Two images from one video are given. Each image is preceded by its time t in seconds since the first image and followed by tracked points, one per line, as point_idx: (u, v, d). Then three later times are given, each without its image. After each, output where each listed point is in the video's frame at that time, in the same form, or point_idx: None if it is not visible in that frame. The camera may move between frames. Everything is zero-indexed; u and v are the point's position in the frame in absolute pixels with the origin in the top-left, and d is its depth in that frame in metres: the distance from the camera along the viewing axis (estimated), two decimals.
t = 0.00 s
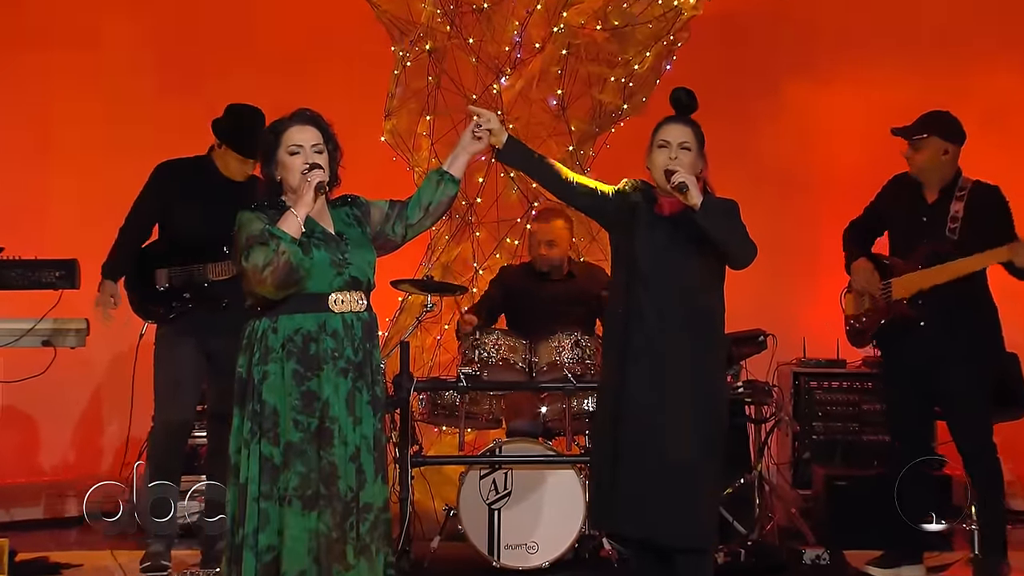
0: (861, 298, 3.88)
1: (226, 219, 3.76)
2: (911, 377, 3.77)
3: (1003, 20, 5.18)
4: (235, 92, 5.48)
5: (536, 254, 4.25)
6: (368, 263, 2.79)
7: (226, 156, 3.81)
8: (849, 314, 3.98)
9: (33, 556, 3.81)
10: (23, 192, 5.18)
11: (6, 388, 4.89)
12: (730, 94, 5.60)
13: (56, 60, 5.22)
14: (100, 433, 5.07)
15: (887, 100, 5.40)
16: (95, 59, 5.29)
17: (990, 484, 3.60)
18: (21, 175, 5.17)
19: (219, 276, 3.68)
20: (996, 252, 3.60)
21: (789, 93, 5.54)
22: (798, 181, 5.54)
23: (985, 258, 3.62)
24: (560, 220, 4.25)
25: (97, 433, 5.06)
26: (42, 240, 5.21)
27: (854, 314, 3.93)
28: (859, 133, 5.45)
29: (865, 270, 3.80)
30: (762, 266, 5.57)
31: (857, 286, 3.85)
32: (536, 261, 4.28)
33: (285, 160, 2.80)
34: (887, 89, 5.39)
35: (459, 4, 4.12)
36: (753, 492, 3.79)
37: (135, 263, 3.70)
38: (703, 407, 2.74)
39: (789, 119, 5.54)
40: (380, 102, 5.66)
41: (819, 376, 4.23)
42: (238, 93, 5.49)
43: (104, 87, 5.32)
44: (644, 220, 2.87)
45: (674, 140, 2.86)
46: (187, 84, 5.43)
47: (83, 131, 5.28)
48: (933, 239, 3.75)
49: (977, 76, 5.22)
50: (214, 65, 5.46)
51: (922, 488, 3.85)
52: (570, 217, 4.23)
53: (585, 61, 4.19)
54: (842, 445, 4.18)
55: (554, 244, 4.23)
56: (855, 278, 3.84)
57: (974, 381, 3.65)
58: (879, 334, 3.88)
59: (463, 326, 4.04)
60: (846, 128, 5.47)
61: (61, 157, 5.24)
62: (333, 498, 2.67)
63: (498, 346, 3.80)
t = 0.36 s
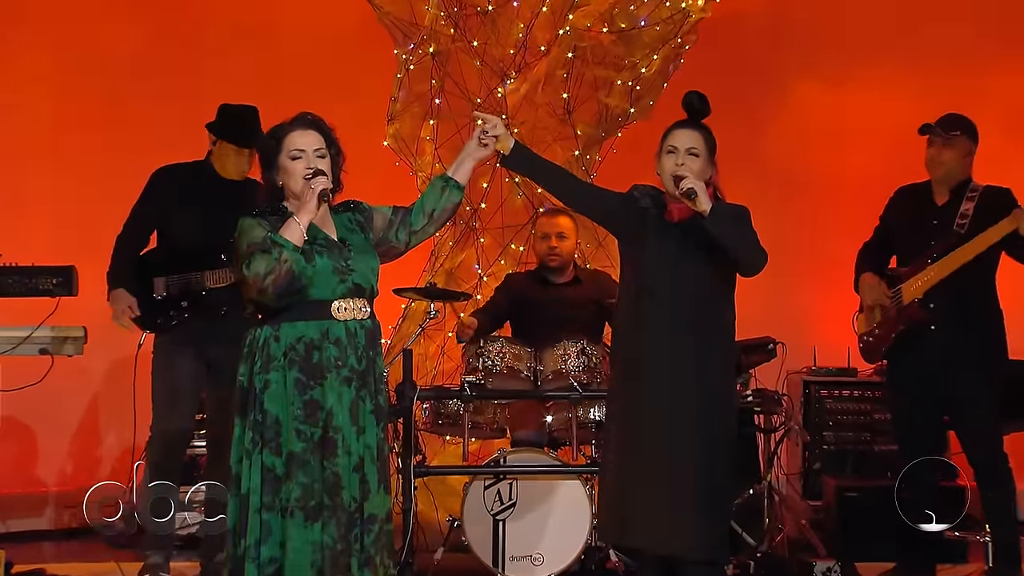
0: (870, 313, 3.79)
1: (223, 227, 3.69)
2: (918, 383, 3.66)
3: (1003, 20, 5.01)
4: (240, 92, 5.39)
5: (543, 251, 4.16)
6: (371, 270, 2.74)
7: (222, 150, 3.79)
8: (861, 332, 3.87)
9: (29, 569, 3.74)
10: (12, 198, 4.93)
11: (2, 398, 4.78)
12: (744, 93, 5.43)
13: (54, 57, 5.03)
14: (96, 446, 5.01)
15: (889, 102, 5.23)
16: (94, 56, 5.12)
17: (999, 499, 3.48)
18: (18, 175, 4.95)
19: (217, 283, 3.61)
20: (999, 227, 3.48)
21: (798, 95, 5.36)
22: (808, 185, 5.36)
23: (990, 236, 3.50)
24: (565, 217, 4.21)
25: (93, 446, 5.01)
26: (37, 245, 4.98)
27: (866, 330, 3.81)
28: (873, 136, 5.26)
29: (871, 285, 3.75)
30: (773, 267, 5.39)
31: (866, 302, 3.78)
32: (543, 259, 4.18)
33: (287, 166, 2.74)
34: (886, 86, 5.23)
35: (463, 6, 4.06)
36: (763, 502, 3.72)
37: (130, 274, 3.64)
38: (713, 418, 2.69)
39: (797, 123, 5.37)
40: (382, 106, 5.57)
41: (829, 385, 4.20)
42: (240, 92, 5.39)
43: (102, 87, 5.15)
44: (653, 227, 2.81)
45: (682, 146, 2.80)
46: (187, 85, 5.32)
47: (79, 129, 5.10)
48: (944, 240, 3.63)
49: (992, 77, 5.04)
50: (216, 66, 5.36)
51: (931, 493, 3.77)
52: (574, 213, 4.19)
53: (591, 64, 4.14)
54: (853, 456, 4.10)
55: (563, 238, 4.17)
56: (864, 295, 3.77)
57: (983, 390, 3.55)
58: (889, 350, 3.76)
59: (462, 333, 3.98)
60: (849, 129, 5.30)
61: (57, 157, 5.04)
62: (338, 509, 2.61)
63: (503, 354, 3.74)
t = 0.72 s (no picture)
0: (880, 321, 3.67)
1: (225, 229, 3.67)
2: (929, 392, 3.56)
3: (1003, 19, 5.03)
4: (241, 93, 5.26)
5: (552, 257, 4.13)
6: (373, 275, 2.67)
7: (206, 134, 3.85)
8: (868, 340, 3.76)
9: None
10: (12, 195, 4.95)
11: None
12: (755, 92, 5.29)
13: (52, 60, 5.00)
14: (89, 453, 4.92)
15: (889, 102, 5.17)
16: (93, 57, 5.05)
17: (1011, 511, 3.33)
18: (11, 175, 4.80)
19: (213, 288, 3.57)
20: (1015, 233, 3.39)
21: (809, 94, 5.25)
22: (816, 187, 5.25)
23: (1005, 242, 3.41)
24: (571, 221, 4.16)
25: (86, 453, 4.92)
26: (35, 248, 4.95)
27: (875, 338, 3.70)
28: (880, 138, 5.18)
29: (880, 292, 3.63)
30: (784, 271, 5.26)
31: (875, 310, 3.66)
32: (550, 265, 4.16)
33: (287, 170, 2.69)
34: (887, 87, 5.17)
35: (466, 6, 4.00)
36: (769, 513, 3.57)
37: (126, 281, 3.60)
38: (722, 426, 2.62)
39: (807, 131, 5.25)
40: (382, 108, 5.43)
41: (837, 392, 4.15)
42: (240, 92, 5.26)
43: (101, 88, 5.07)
44: (661, 233, 2.75)
45: (690, 150, 2.73)
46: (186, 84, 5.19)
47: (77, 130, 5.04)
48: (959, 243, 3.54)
49: (994, 77, 5.02)
50: (215, 67, 5.23)
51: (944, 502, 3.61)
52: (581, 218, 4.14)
53: (596, 66, 4.07)
54: (864, 465, 4.07)
55: (571, 243, 4.14)
56: (872, 302, 3.66)
57: (993, 398, 3.48)
58: (899, 357, 3.64)
59: (466, 337, 3.95)
60: (858, 132, 5.20)
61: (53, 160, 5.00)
62: (340, 519, 2.54)
63: (506, 361, 3.67)
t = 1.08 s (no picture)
0: (891, 323, 3.61)
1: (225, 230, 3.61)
2: (941, 395, 3.49)
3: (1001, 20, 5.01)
4: (241, 93, 5.14)
5: (556, 262, 4.03)
6: (375, 279, 2.61)
7: (199, 133, 3.77)
8: (880, 343, 3.71)
9: None
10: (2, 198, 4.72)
11: None
12: (762, 94, 5.21)
13: (48, 56, 4.80)
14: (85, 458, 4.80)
15: (887, 102, 5.11)
16: (89, 55, 4.88)
17: None
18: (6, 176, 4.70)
19: (211, 289, 3.51)
20: None
21: (819, 93, 5.17)
22: (826, 188, 5.15)
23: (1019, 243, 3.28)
24: (576, 224, 4.07)
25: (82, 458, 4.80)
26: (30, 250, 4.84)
27: (888, 341, 3.65)
28: (888, 137, 5.12)
29: (892, 294, 3.58)
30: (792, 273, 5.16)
31: (887, 312, 3.60)
32: (555, 270, 4.07)
33: (287, 171, 2.63)
34: (885, 87, 5.12)
35: (468, 4, 3.93)
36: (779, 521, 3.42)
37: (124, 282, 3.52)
38: (730, 431, 2.56)
39: (808, 131, 5.17)
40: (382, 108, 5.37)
41: (847, 397, 4.09)
42: (240, 92, 5.14)
43: (98, 87, 4.89)
44: (666, 235, 2.68)
45: (698, 150, 2.66)
46: (186, 83, 5.05)
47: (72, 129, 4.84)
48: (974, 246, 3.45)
49: (1012, 77, 4.97)
50: (214, 66, 5.11)
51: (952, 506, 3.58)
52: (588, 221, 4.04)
53: (601, 65, 4.00)
54: (873, 471, 4.04)
55: (576, 249, 4.04)
56: (884, 305, 3.60)
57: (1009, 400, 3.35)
58: (913, 360, 3.59)
59: (469, 343, 3.84)
60: (862, 132, 5.14)
61: (48, 161, 4.80)
62: (341, 527, 2.48)
63: (510, 365, 3.60)
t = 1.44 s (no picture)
0: (906, 329, 3.57)
1: (226, 236, 3.55)
2: (960, 401, 3.41)
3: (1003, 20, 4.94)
4: (241, 94, 5.06)
5: (560, 274, 3.97)
6: (376, 285, 2.55)
7: (197, 135, 3.72)
8: (895, 350, 3.67)
9: None
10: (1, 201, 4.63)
11: None
12: (771, 97, 5.15)
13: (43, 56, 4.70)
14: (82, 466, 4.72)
15: (900, 103, 5.02)
16: (85, 56, 4.79)
17: None
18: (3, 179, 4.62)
19: (212, 294, 3.45)
20: None
21: (826, 95, 5.10)
22: (833, 191, 5.09)
23: None
24: (581, 233, 4.00)
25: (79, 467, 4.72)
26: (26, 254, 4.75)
27: (903, 347, 3.61)
28: (900, 137, 5.02)
29: (906, 299, 3.54)
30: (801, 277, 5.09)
31: (902, 318, 3.56)
32: (559, 281, 4.01)
33: (287, 175, 2.57)
34: (894, 90, 5.03)
35: (472, 5, 3.86)
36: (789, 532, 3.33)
37: (123, 288, 3.46)
38: (738, 441, 2.50)
39: (814, 133, 5.11)
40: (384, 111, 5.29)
41: (859, 404, 4.03)
42: (239, 94, 5.05)
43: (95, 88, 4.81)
44: (672, 239, 2.62)
45: (704, 154, 2.60)
46: (184, 84, 4.97)
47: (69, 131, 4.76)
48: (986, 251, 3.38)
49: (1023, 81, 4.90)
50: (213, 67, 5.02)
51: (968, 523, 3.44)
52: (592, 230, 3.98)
53: (607, 66, 3.94)
54: (885, 480, 3.97)
55: (580, 259, 3.97)
56: (899, 310, 3.55)
57: None
58: (928, 366, 3.54)
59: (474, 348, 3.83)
60: (867, 133, 5.07)
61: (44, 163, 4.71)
62: (342, 537, 2.41)
63: (513, 372, 3.54)
